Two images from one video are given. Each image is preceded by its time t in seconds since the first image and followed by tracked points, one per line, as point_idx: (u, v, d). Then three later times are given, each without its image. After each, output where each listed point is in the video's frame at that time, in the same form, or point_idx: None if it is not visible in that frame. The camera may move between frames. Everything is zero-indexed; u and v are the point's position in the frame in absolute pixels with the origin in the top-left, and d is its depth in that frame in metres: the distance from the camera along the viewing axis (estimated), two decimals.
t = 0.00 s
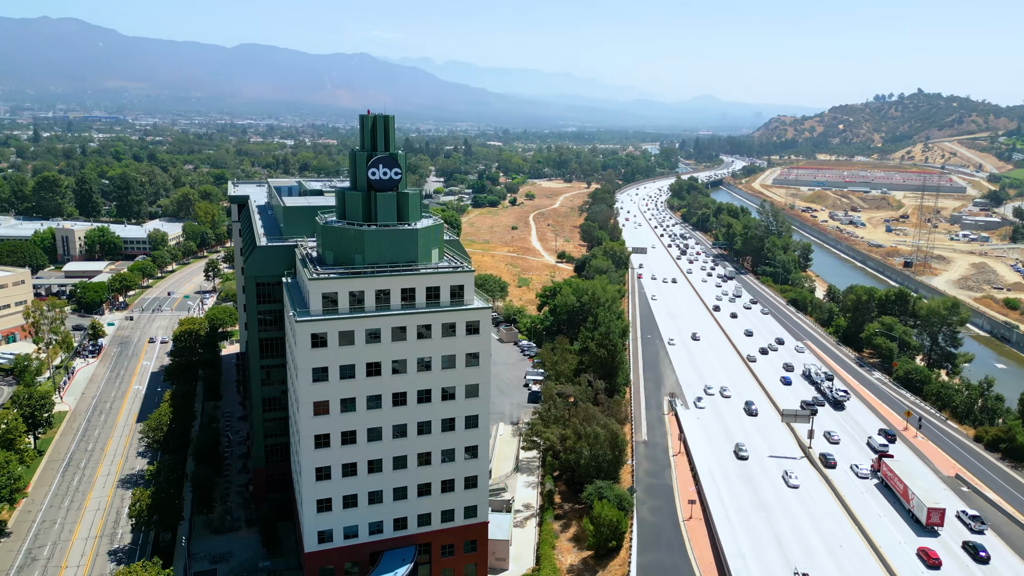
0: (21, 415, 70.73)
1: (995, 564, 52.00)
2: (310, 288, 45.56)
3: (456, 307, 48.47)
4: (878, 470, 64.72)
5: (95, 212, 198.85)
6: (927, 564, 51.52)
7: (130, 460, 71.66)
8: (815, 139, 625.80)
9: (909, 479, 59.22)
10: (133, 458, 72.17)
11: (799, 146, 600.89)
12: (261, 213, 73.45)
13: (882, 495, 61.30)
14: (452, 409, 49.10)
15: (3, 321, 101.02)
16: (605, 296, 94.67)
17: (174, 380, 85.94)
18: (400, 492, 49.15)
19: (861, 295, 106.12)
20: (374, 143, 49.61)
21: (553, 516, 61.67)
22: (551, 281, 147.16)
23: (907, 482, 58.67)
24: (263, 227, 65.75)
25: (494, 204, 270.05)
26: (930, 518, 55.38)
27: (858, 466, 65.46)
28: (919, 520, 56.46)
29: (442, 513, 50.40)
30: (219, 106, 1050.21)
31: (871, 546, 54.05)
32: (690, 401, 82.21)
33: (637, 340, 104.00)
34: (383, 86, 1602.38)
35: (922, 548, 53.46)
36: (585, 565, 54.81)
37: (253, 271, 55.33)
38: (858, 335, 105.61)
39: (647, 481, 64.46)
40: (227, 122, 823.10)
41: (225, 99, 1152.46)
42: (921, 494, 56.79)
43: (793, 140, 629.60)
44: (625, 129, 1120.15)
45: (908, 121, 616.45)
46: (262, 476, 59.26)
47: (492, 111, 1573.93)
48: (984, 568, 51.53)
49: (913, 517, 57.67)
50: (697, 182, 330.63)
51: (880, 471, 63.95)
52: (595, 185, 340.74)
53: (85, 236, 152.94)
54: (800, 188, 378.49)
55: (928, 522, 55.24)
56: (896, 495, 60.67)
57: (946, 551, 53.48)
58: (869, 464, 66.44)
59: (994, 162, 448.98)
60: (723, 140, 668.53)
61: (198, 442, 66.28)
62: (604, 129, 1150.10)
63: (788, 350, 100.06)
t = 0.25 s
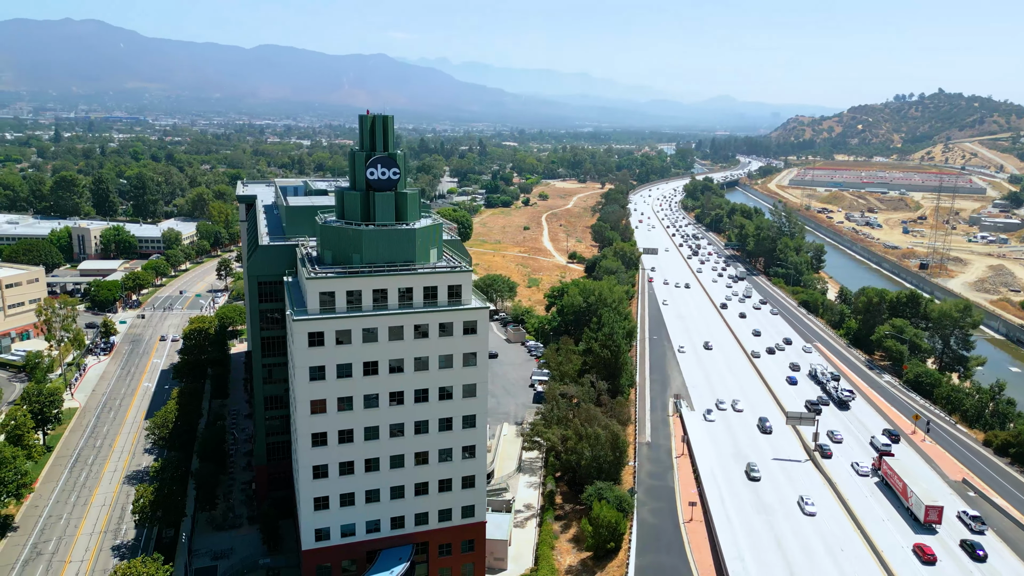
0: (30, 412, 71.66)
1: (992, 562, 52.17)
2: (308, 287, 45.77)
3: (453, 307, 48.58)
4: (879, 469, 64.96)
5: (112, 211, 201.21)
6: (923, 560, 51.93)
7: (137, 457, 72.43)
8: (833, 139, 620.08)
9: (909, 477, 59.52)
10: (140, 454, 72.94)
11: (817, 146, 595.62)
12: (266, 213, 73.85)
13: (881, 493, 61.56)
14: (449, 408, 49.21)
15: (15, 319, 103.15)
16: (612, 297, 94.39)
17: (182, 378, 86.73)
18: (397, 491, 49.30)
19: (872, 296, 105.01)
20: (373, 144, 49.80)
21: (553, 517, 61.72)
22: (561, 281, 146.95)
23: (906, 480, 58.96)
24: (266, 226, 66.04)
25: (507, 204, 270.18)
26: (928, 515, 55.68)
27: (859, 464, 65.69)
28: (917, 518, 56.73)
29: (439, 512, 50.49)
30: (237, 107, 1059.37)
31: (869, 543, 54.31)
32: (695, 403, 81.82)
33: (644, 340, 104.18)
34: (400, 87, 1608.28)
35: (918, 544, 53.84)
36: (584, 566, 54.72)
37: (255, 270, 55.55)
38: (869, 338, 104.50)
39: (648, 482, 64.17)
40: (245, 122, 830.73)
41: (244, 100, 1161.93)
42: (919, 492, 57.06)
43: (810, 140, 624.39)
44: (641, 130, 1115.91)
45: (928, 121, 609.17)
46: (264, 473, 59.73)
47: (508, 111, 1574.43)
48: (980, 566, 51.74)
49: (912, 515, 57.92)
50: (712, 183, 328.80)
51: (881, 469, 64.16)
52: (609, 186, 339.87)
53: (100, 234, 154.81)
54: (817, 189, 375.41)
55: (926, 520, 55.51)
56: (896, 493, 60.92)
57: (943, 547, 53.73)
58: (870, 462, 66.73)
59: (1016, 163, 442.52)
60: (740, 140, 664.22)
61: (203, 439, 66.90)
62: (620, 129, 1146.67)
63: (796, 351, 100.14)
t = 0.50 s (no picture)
0: (40, 409, 72.62)
1: (989, 561, 52.29)
2: (306, 286, 46.00)
3: (451, 307, 48.68)
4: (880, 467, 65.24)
5: (128, 211, 203.69)
6: (919, 556, 52.45)
7: (144, 453, 73.24)
8: (852, 140, 614.24)
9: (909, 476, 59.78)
10: (147, 451, 73.74)
11: (835, 147, 590.22)
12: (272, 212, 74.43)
13: (882, 492, 61.87)
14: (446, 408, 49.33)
15: (29, 317, 105.57)
16: (619, 297, 94.18)
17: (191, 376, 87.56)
18: (395, 490, 49.44)
19: (883, 299, 103.89)
20: (372, 144, 50.05)
21: (553, 518, 61.73)
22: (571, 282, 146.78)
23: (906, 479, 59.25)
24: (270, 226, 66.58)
25: (520, 205, 270.27)
26: (926, 513, 55.98)
27: (861, 463, 65.94)
28: (916, 516, 57.04)
29: (437, 511, 50.58)
30: (255, 107, 1068.31)
31: (867, 541, 54.66)
32: (700, 404, 81.36)
33: (651, 339, 104.59)
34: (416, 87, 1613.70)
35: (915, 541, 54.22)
36: (582, 567, 54.60)
37: (257, 270, 56.27)
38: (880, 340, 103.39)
39: (650, 484, 63.89)
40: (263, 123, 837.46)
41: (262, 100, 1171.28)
42: (918, 491, 57.34)
43: (829, 141, 618.99)
44: (657, 130, 1111.74)
45: (949, 121, 601.40)
46: (266, 471, 60.20)
47: (524, 111, 1574.52)
48: (978, 565, 51.89)
49: (911, 513, 58.25)
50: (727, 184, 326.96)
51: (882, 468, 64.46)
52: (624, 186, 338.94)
53: (116, 233, 156.70)
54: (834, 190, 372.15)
55: (925, 518, 55.84)
56: (896, 492, 61.19)
57: (940, 545, 53.99)
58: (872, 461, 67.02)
59: None
60: (757, 141, 659.95)
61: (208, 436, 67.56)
62: (637, 129, 1142.67)
63: (803, 350, 100.35)
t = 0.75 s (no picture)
0: (48, 406, 73.52)
1: (987, 560, 52.36)
2: (303, 286, 46.22)
3: (448, 307, 48.77)
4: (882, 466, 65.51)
5: (144, 211, 205.86)
6: (915, 552, 52.88)
7: (151, 450, 73.99)
8: (870, 141, 608.29)
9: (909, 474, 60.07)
10: (153, 448, 74.44)
11: (853, 148, 584.66)
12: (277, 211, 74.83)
13: (882, 490, 62.12)
14: (444, 408, 49.48)
15: (42, 315, 107.15)
16: (626, 298, 94.07)
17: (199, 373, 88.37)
18: (392, 489, 49.58)
19: (894, 301, 102.96)
20: (370, 144, 50.27)
21: (553, 519, 61.71)
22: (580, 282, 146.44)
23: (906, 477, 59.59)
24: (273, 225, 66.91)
25: (533, 206, 270.14)
26: (924, 510, 56.29)
27: (863, 461, 66.20)
28: (915, 514, 57.30)
29: (434, 511, 50.69)
30: (273, 108, 1076.08)
31: (865, 539, 54.92)
32: (705, 407, 80.92)
33: (659, 339, 105.03)
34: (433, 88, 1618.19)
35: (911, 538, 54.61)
36: (580, 569, 54.45)
37: (259, 269, 56.86)
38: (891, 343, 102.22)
39: (652, 486, 63.59)
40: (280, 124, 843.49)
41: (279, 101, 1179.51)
42: (918, 488, 57.66)
43: (847, 142, 613.43)
44: (674, 131, 1106.95)
45: (971, 122, 593.48)
46: (269, 468, 60.60)
47: (540, 112, 1573.88)
48: (976, 563, 52.00)
49: (910, 510, 58.58)
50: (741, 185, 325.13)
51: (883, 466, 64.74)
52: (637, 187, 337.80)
53: (131, 233, 158.37)
54: (851, 192, 368.58)
55: (923, 516, 56.13)
56: (897, 490, 61.47)
57: (938, 543, 54.30)
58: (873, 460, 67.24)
59: None
60: (774, 142, 655.20)
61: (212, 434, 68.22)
62: (653, 130, 1138.21)
63: (811, 351, 100.60)
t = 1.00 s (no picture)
0: (57, 403, 74.48)
1: (985, 559, 52.83)
2: (301, 285, 46.49)
3: (446, 306, 48.93)
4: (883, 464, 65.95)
5: (160, 210, 207.86)
6: (912, 549, 53.60)
7: (158, 447, 74.69)
8: (889, 142, 601.59)
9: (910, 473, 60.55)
10: (160, 445, 75.18)
11: (872, 149, 578.38)
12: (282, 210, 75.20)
13: (882, 488, 62.69)
14: (441, 407, 49.58)
15: (56, 312, 108.64)
16: (632, 300, 93.89)
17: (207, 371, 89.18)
18: (389, 488, 49.72)
19: (905, 303, 101.56)
20: (370, 144, 50.47)
21: (554, 519, 61.76)
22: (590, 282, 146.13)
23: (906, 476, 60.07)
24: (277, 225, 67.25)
25: (546, 206, 269.72)
26: (923, 509, 56.87)
27: (865, 459, 66.66)
28: (914, 512, 57.89)
29: (432, 510, 50.81)
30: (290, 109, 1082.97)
31: (863, 537, 55.41)
32: (710, 409, 80.50)
33: (667, 338, 105.39)
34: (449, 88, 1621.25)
35: (909, 535, 55.23)
36: (579, 570, 54.36)
37: (261, 268, 57.18)
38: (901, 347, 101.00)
39: (653, 487, 63.41)
40: (297, 124, 848.59)
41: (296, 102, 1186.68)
42: (917, 487, 58.16)
43: (865, 142, 607.13)
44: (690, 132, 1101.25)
45: (992, 123, 585.16)
46: (270, 467, 60.99)
47: (556, 112, 1571.83)
48: (974, 562, 52.43)
49: (909, 509, 59.10)
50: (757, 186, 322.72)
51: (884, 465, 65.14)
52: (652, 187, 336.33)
53: (145, 232, 159.95)
54: (868, 193, 364.73)
55: (922, 513, 56.74)
56: (897, 488, 61.97)
57: (937, 541, 54.80)
58: (874, 458, 67.71)
59: None
60: (792, 142, 649.83)
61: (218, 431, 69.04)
62: (669, 130, 1133.44)
63: (819, 351, 100.71)
